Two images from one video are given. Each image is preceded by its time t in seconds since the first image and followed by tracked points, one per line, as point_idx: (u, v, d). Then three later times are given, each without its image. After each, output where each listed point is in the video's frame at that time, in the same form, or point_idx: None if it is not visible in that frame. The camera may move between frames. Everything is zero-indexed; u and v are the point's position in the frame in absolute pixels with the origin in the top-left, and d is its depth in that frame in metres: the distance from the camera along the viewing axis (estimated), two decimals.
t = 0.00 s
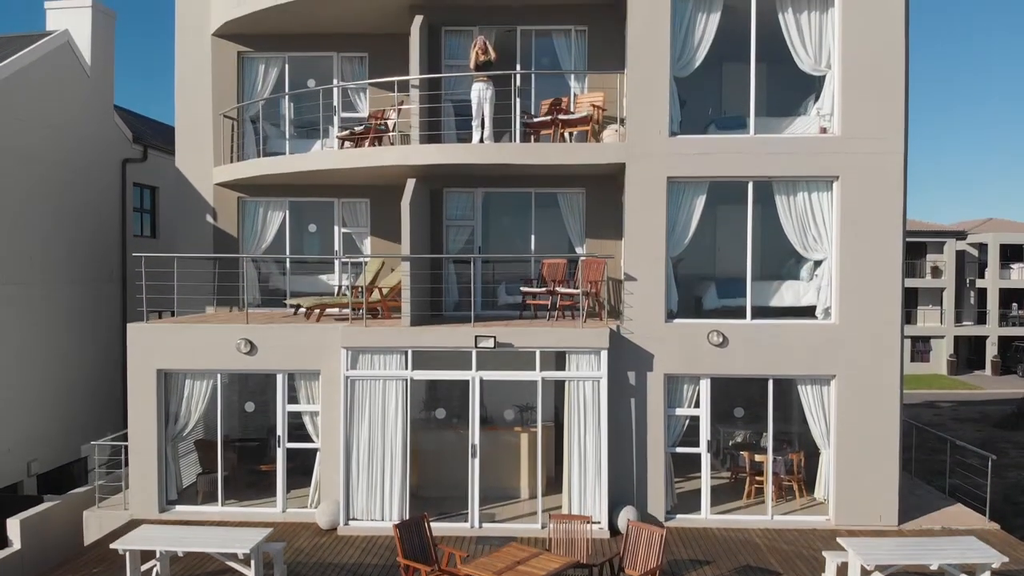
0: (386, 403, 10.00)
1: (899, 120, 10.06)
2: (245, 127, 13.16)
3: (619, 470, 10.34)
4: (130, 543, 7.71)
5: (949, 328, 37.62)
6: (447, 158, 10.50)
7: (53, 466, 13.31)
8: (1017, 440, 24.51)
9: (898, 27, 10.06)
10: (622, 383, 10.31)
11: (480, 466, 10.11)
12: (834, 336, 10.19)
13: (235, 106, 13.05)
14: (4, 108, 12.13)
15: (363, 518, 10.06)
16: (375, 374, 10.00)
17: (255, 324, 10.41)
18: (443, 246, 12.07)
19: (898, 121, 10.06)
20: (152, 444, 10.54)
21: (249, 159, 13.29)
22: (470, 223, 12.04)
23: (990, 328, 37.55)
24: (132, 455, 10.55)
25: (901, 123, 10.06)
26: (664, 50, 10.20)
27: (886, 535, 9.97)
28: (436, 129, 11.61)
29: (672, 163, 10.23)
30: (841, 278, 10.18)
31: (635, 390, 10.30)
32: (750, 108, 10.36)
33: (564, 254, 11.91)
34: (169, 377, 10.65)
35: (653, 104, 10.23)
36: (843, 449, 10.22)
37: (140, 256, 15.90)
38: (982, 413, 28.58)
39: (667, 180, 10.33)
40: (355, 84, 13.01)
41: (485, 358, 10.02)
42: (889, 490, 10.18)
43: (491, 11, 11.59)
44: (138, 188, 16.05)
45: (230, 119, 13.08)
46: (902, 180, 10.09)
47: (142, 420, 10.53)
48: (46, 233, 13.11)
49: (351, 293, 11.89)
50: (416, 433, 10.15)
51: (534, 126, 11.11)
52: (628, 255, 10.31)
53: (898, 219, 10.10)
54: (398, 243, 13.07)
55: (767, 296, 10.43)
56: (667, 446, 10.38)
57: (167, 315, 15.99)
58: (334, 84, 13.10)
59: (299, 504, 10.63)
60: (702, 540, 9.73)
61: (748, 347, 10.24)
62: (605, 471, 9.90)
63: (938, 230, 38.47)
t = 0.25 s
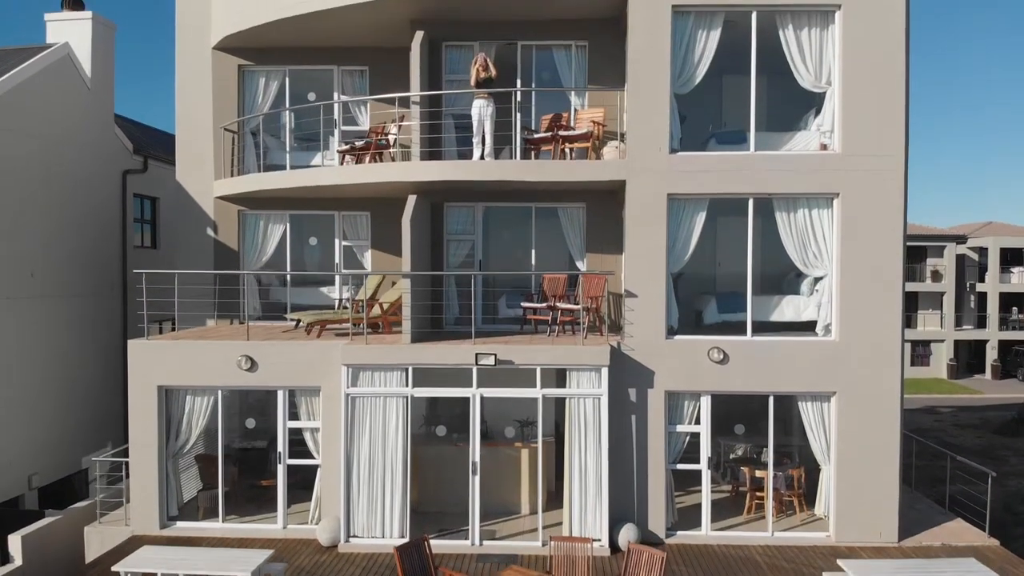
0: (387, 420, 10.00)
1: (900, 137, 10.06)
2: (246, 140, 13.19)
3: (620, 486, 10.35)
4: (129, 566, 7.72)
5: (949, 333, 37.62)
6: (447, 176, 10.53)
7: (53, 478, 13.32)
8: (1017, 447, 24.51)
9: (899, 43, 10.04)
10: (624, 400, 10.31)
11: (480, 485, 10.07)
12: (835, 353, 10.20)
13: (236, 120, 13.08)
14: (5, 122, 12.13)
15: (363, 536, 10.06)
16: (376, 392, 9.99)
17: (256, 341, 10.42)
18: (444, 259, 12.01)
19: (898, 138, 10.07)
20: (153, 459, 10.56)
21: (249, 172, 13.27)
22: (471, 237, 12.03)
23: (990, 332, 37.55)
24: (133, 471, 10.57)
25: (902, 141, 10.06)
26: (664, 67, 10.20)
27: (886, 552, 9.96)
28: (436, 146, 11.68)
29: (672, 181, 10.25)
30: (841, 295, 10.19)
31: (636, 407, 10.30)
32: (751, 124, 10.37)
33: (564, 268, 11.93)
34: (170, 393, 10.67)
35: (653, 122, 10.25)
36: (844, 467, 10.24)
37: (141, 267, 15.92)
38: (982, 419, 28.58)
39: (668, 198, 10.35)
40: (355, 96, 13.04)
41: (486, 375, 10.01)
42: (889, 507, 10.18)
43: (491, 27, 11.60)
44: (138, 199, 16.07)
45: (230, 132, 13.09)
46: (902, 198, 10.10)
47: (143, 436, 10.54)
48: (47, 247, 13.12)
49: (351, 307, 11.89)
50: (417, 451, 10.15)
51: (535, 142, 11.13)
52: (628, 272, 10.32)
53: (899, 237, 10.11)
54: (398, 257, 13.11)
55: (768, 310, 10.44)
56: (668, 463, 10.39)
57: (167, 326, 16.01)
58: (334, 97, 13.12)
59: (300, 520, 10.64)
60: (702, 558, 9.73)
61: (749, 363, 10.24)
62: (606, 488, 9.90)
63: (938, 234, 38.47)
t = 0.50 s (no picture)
0: (387, 434, 10.00)
1: (900, 152, 10.07)
2: (246, 152, 13.22)
3: (620, 501, 10.35)
4: None
5: (948, 336, 37.63)
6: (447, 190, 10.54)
7: (55, 490, 13.34)
8: (1017, 453, 24.52)
9: (900, 58, 10.04)
10: (624, 415, 10.30)
11: (481, 501, 10.08)
12: (835, 368, 10.21)
13: (237, 131, 13.08)
14: (6, 134, 12.13)
15: (364, 550, 10.06)
16: (376, 407, 9.98)
17: (256, 356, 10.42)
18: (444, 272, 12.01)
19: (898, 153, 10.07)
20: (153, 473, 10.56)
21: (250, 183, 13.28)
22: (472, 249, 12.03)
23: (990, 336, 37.55)
24: (133, 485, 10.56)
25: (902, 156, 10.07)
26: (665, 82, 10.21)
27: (886, 566, 9.97)
28: (437, 161, 11.74)
29: (672, 196, 10.27)
30: (842, 309, 10.21)
31: (636, 422, 10.29)
32: (750, 136, 10.37)
33: (564, 281, 11.92)
34: (170, 407, 10.68)
35: (653, 137, 10.27)
36: (844, 481, 10.25)
37: (141, 276, 15.93)
38: (982, 424, 28.59)
39: (668, 212, 10.36)
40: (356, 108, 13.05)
41: (486, 391, 10.00)
42: (889, 521, 10.19)
43: (491, 40, 11.61)
44: (138, 208, 16.09)
45: (231, 144, 13.11)
46: (902, 213, 10.12)
47: (144, 450, 10.54)
48: (48, 258, 13.13)
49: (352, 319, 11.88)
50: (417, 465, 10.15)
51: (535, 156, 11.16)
52: (629, 286, 10.33)
53: (899, 251, 10.13)
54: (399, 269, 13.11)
55: (768, 322, 10.47)
56: (669, 477, 10.40)
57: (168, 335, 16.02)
58: (335, 108, 13.14)
59: (300, 534, 10.64)
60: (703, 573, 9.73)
61: (749, 378, 10.25)
62: (606, 503, 9.89)
63: (938, 238, 38.47)
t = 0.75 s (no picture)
0: (387, 452, 9.97)
1: (901, 169, 10.07)
2: (247, 164, 13.22)
3: (620, 517, 10.35)
4: None
5: (949, 340, 37.63)
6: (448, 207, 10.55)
7: (56, 502, 13.34)
8: (1017, 459, 24.53)
9: (900, 76, 10.04)
10: (625, 432, 10.30)
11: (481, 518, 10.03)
12: (836, 385, 10.21)
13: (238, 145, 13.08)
14: (7, 148, 12.13)
15: (364, 567, 10.05)
16: (377, 424, 9.97)
17: (257, 373, 10.42)
18: (444, 287, 12.04)
19: (898, 170, 10.07)
20: (154, 490, 10.55)
21: (252, 198, 13.35)
22: (473, 264, 12.05)
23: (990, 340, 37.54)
24: (133, 502, 10.56)
25: (903, 173, 10.06)
26: (665, 100, 10.21)
27: None
28: (438, 176, 11.72)
29: (672, 213, 10.27)
30: (843, 326, 10.21)
31: (637, 439, 10.30)
32: (751, 151, 10.38)
33: (565, 295, 11.92)
34: (171, 423, 10.70)
35: (653, 155, 10.27)
36: (845, 498, 10.25)
37: (142, 287, 15.93)
38: (982, 429, 28.60)
39: (669, 229, 10.37)
40: (357, 121, 13.06)
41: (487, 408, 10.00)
42: (890, 538, 10.18)
43: (491, 55, 11.61)
44: (139, 219, 16.09)
45: (232, 157, 13.09)
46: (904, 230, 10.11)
47: (145, 466, 10.54)
48: (49, 272, 13.15)
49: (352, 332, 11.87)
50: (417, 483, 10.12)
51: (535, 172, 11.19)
52: (630, 303, 10.33)
53: (901, 268, 10.12)
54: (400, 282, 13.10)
55: (769, 337, 10.48)
56: (670, 494, 10.41)
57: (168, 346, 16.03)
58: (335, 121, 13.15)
59: (301, 550, 10.62)
60: None
61: (750, 395, 10.25)
62: (607, 521, 9.87)
63: (938, 242, 38.46)
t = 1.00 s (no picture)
0: (388, 468, 9.98)
1: (901, 185, 10.07)
2: (247, 176, 13.19)
3: (621, 533, 10.35)
4: None
5: (949, 345, 37.62)
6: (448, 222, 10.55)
7: (56, 515, 13.33)
8: (1017, 466, 24.52)
9: (900, 92, 10.04)
10: (625, 448, 10.30)
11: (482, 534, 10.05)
12: (836, 401, 10.22)
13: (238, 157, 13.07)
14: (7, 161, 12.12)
15: None
16: (377, 441, 9.97)
17: (257, 388, 10.42)
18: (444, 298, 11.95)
19: (899, 186, 10.07)
20: (154, 505, 10.54)
21: (252, 211, 13.32)
22: (473, 277, 12.03)
23: (990, 344, 37.57)
24: (134, 517, 10.56)
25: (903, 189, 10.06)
26: (665, 116, 10.21)
27: None
28: (439, 192, 11.68)
29: (672, 229, 10.27)
30: (843, 342, 10.21)
31: (638, 455, 10.30)
32: (751, 165, 10.38)
33: (565, 308, 11.91)
34: (171, 438, 10.70)
35: (653, 170, 10.27)
36: (845, 514, 10.25)
37: (141, 296, 15.96)
38: (982, 435, 28.60)
39: (670, 244, 10.36)
40: (358, 134, 13.07)
41: (487, 424, 9.99)
42: (891, 554, 10.18)
43: (491, 69, 11.60)
44: (139, 229, 16.10)
45: (232, 169, 13.09)
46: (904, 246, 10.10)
47: (145, 482, 10.53)
48: (49, 284, 13.15)
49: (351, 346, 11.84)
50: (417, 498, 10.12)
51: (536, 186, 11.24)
52: (630, 319, 10.32)
53: (902, 284, 10.12)
54: (400, 294, 13.08)
55: (769, 351, 10.48)
56: (670, 509, 10.41)
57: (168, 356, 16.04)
58: (335, 133, 13.15)
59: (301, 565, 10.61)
60: None
61: (751, 411, 10.25)
62: (608, 538, 9.85)
63: (938, 246, 38.46)
